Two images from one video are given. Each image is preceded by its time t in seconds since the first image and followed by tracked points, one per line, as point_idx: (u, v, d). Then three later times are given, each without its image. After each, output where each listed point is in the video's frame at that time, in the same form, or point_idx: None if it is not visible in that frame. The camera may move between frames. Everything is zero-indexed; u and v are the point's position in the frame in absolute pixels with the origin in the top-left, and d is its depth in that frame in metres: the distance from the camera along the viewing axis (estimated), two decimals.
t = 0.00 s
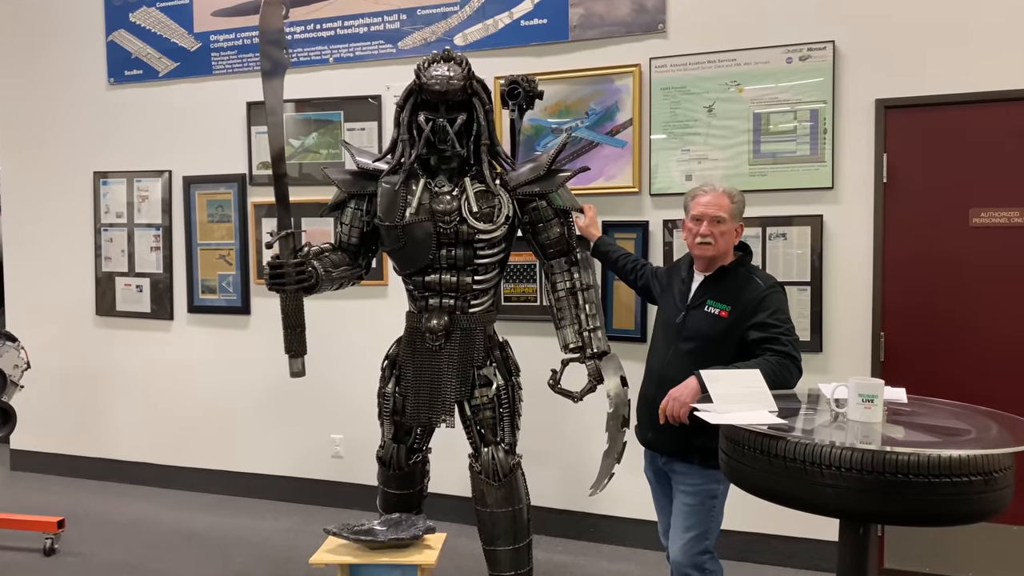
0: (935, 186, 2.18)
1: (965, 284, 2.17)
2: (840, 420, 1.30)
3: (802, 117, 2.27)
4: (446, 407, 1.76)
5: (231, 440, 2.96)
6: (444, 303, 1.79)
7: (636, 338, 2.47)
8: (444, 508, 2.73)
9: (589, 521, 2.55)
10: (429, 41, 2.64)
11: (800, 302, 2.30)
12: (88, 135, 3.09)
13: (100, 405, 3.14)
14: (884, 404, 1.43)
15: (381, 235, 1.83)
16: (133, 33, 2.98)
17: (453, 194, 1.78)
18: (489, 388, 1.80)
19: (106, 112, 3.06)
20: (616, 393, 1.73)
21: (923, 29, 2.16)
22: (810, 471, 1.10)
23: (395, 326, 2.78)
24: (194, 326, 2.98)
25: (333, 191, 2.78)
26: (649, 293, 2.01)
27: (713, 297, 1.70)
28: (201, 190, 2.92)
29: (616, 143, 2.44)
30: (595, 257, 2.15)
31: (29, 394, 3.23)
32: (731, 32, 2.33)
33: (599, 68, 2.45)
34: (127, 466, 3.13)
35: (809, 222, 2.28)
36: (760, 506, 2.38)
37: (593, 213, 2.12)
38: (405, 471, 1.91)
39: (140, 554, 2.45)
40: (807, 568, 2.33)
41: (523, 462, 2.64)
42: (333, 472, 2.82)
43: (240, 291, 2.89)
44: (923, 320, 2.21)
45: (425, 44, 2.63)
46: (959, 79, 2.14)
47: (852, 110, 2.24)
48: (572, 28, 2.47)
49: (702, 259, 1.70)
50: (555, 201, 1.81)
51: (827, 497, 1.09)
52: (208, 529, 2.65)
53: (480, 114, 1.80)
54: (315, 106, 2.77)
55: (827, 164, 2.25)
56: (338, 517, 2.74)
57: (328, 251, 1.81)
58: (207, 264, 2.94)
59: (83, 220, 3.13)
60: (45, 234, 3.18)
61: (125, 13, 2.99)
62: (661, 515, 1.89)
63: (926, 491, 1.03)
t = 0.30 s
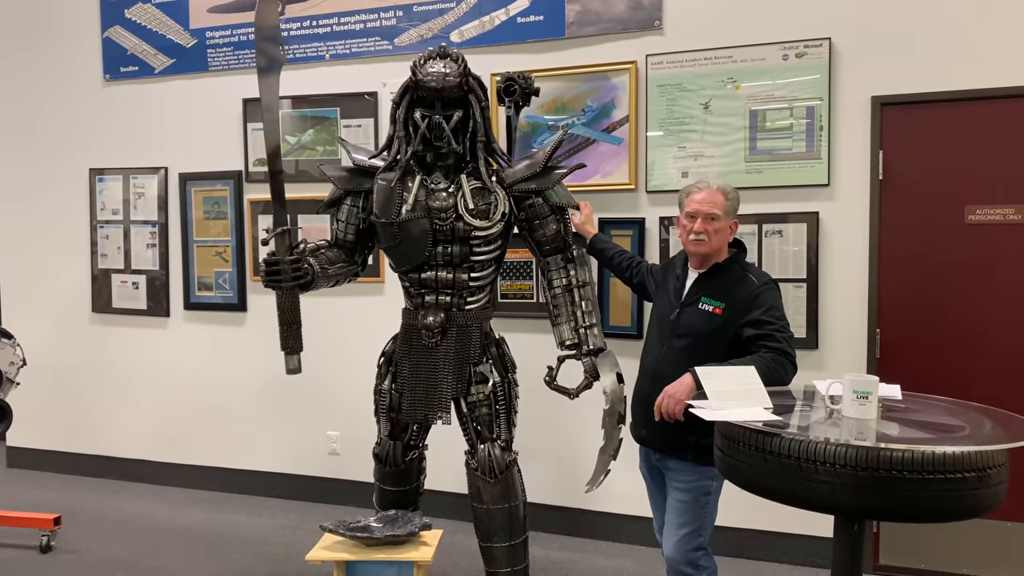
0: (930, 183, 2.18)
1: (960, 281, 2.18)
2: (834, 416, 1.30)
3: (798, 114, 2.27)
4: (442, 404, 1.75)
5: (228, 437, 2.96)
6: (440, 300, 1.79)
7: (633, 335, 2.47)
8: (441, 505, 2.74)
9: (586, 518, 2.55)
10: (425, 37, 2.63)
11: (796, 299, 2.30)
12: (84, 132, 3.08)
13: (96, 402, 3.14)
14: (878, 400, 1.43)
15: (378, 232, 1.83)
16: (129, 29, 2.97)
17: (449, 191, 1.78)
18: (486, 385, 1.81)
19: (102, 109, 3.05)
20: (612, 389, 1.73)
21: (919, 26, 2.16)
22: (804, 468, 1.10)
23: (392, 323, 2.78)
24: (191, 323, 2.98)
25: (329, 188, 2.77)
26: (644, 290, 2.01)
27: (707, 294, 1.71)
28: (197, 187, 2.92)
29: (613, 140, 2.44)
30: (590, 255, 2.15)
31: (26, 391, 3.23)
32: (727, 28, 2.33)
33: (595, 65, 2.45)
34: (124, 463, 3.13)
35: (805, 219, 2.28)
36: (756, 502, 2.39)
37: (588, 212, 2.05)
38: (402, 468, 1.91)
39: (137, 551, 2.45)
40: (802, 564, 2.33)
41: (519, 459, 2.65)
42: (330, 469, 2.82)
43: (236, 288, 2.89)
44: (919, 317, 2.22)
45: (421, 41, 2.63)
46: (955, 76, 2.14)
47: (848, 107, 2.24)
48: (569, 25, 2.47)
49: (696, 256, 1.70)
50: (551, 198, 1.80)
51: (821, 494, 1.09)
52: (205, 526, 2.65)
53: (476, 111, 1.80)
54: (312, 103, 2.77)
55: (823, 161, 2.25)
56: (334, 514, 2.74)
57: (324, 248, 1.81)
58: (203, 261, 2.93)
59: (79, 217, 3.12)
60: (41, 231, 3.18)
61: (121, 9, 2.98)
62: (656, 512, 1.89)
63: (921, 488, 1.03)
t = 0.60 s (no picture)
0: (927, 181, 2.18)
1: (956, 279, 2.18)
2: (830, 413, 1.30)
3: (795, 111, 2.27)
4: (439, 401, 1.75)
5: (225, 434, 2.96)
6: (436, 297, 1.79)
7: (629, 332, 2.47)
8: (438, 502, 2.74)
9: (583, 515, 2.56)
10: (422, 34, 2.63)
11: (793, 296, 2.30)
12: (80, 129, 3.08)
13: (93, 399, 3.14)
14: (874, 397, 1.43)
15: (374, 229, 1.83)
16: (125, 26, 2.96)
17: (446, 188, 1.78)
18: (482, 382, 1.81)
19: (98, 106, 3.04)
20: (608, 386, 1.73)
21: (915, 23, 2.16)
22: (799, 464, 1.10)
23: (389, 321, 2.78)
24: (188, 320, 2.98)
25: (326, 185, 2.77)
26: (641, 287, 2.02)
27: (703, 292, 1.71)
28: (194, 184, 2.91)
29: (610, 137, 2.44)
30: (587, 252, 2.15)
31: (22, 388, 3.23)
32: (724, 26, 2.33)
33: (592, 62, 2.44)
34: (121, 460, 3.13)
35: (801, 216, 2.28)
36: (752, 499, 2.39)
37: (585, 208, 2.04)
38: (398, 465, 1.91)
39: (134, 548, 2.45)
40: (798, 561, 2.34)
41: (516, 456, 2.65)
42: (327, 466, 2.82)
43: (233, 285, 2.88)
44: (915, 315, 2.22)
45: (418, 38, 2.62)
46: (951, 74, 2.14)
47: (844, 104, 2.24)
48: (565, 22, 2.47)
49: (693, 255, 1.71)
50: (548, 195, 1.80)
51: (816, 490, 1.09)
52: (202, 524, 2.65)
53: (472, 108, 1.80)
54: (308, 100, 2.76)
55: (820, 159, 2.25)
56: (331, 511, 2.74)
57: (320, 245, 1.81)
58: (200, 258, 2.93)
59: (76, 214, 3.12)
60: (37, 228, 3.17)
61: (118, 5, 2.97)
62: (653, 509, 1.90)
63: (915, 484, 1.03)
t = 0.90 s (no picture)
0: (924, 179, 2.19)
1: (954, 277, 2.18)
2: (826, 410, 1.30)
3: (793, 108, 2.27)
4: (436, 398, 1.76)
5: (222, 431, 2.96)
6: (434, 295, 1.79)
7: (627, 330, 2.47)
8: (435, 499, 2.74)
9: (580, 512, 2.56)
10: (420, 31, 2.63)
11: (790, 293, 2.30)
12: (77, 126, 3.07)
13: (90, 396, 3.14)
14: (870, 394, 1.44)
15: (371, 226, 1.81)
16: (122, 23, 2.96)
17: (443, 185, 1.79)
18: (479, 379, 1.81)
19: (94, 103, 3.04)
20: (606, 383, 1.72)
21: (913, 20, 2.16)
22: (796, 461, 1.11)
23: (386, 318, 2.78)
24: (185, 317, 2.97)
25: (323, 182, 2.77)
26: (638, 284, 2.02)
27: (699, 290, 1.71)
28: (191, 181, 2.91)
29: (607, 134, 2.44)
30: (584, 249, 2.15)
31: (19, 386, 3.23)
32: (722, 23, 2.33)
33: (589, 59, 2.44)
34: (118, 457, 3.13)
35: (798, 213, 2.28)
36: (749, 496, 2.39)
37: (583, 206, 2.08)
38: (396, 463, 1.91)
39: (131, 545, 2.45)
40: (795, 558, 2.34)
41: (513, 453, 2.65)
42: (325, 463, 2.82)
43: (230, 283, 2.88)
44: (913, 313, 2.22)
45: (415, 35, 2.62)
46: (948, 71, 2.14)
47: (841, 102, 2.24)
48: (563, 19, 2.46)
49: (688, 253, 1.71)
50: (545, 192, 1.80)
51: (813, 487, 1.09)
52: (199, 521, 2.65)
53: (470, 105, 1.80)
54: (305, 97, 2.76)
55: (817, 156, 2.25)
56: (329, 508, 2.74)
57: (317, 242, 1.81)
58: (197, 255, 2.93)
59: (72, 211, 3.11)
60: (34, 225, 3.17)
61: (114, 2, 2.97)
62: (649, 506, 1.90)
63: (910, 480, 1.03)
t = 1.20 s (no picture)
0: (923, 177, 2.19)
1: (952, 275, 2.18)
2: (824, 407, 1.30)
3: (791, 106, 2.27)
4: (433, 396, 1.76)
5: (220, 429, 2.96)
6: (431, 292, 1.79)
7: (625, 327, 2.47)
8: (434, 497, 2.74)
9: (578, 509, 2.56)
10: (417, 28, 2.62)
11: (788, 290, 2.30)
12: (75, 123, 3.07)
13: (88, 394, 3.13)
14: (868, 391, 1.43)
15: (369, 224, 1.82)
16: (119, 20, 2.95)
17: (441, 182, 1.78)
18: (477, 377, 1.81)
19: (91, 100, 3.03)
20: (604, 381, 1.73)
21: (911, 17, 2.16)
22: (793, 458, 1.11)
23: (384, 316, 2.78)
24: (183, 315, 2.97)
25: (321, 180, 2.76)
26: (636, 282, 2.02)
27: (696, 287, 1.71)
28: (188, 178, 2.90)
29: (605, 132, 2.44)
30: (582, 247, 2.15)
31: (16, 383, 3.22)
32: (720, 20, 2.32)
33: (588, 56, 2.44)
34: (116, 455, 3.12)
35: (796, 211, 2.28)
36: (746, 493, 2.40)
37: (581, 203, 2.14)
38: (394, 460, 1.91)
39: (129, 543, 2.45)
40: (793, 555, 2.34)
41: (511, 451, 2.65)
42: (323, 461, 2.82)
43: (228, 280, 2.88)
44: (911, 310, 2.22)
45: (413, 32, 2.62)
46: (947, 68, 2.14)
47: (840, 99, 2.24)
48: (561, 16, 2.46)
49: (685, 249, 1.71)
50: (543, 189, 1.80)
51: (810, 484, 1.09)
52: (197, 519, 2.65)
53: (467, 103, 1.79)
54: (303, 94, 2.75)
55: (815, 153, 2.25)
56: (327, 506, 2.74)
57: (315, 240, 1.81)
58: (195, 253, 2.92)
59: (70, 209, 3.11)
60: (32, 223, 3.16)
61: None
62: (647, 504, 1.90)
63: (908, 478, 1.03)
